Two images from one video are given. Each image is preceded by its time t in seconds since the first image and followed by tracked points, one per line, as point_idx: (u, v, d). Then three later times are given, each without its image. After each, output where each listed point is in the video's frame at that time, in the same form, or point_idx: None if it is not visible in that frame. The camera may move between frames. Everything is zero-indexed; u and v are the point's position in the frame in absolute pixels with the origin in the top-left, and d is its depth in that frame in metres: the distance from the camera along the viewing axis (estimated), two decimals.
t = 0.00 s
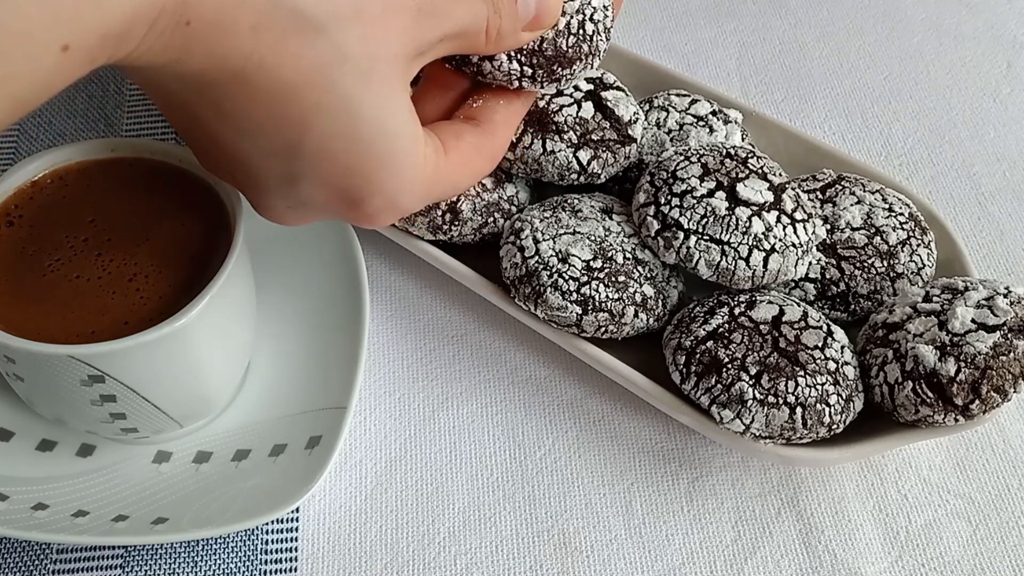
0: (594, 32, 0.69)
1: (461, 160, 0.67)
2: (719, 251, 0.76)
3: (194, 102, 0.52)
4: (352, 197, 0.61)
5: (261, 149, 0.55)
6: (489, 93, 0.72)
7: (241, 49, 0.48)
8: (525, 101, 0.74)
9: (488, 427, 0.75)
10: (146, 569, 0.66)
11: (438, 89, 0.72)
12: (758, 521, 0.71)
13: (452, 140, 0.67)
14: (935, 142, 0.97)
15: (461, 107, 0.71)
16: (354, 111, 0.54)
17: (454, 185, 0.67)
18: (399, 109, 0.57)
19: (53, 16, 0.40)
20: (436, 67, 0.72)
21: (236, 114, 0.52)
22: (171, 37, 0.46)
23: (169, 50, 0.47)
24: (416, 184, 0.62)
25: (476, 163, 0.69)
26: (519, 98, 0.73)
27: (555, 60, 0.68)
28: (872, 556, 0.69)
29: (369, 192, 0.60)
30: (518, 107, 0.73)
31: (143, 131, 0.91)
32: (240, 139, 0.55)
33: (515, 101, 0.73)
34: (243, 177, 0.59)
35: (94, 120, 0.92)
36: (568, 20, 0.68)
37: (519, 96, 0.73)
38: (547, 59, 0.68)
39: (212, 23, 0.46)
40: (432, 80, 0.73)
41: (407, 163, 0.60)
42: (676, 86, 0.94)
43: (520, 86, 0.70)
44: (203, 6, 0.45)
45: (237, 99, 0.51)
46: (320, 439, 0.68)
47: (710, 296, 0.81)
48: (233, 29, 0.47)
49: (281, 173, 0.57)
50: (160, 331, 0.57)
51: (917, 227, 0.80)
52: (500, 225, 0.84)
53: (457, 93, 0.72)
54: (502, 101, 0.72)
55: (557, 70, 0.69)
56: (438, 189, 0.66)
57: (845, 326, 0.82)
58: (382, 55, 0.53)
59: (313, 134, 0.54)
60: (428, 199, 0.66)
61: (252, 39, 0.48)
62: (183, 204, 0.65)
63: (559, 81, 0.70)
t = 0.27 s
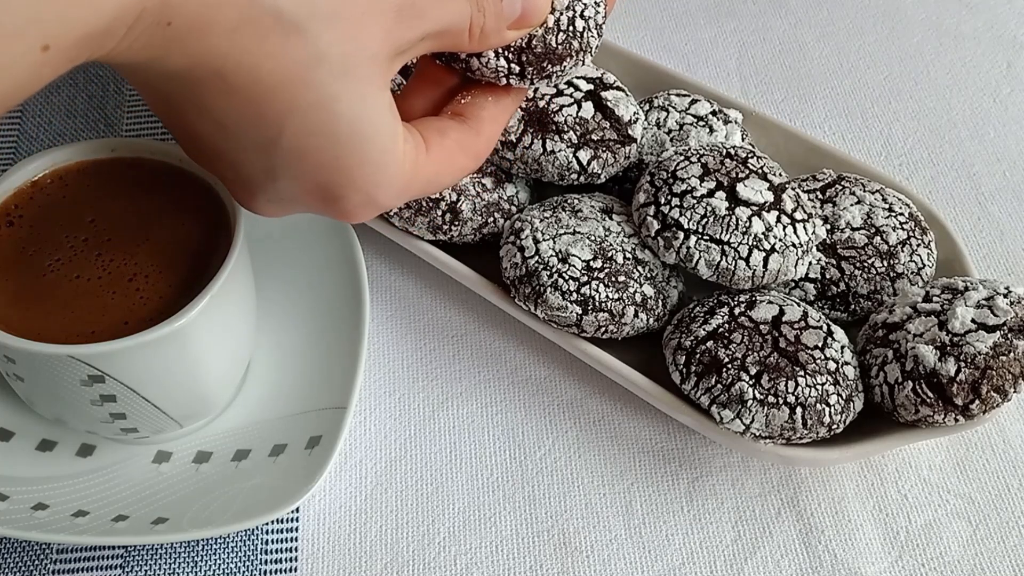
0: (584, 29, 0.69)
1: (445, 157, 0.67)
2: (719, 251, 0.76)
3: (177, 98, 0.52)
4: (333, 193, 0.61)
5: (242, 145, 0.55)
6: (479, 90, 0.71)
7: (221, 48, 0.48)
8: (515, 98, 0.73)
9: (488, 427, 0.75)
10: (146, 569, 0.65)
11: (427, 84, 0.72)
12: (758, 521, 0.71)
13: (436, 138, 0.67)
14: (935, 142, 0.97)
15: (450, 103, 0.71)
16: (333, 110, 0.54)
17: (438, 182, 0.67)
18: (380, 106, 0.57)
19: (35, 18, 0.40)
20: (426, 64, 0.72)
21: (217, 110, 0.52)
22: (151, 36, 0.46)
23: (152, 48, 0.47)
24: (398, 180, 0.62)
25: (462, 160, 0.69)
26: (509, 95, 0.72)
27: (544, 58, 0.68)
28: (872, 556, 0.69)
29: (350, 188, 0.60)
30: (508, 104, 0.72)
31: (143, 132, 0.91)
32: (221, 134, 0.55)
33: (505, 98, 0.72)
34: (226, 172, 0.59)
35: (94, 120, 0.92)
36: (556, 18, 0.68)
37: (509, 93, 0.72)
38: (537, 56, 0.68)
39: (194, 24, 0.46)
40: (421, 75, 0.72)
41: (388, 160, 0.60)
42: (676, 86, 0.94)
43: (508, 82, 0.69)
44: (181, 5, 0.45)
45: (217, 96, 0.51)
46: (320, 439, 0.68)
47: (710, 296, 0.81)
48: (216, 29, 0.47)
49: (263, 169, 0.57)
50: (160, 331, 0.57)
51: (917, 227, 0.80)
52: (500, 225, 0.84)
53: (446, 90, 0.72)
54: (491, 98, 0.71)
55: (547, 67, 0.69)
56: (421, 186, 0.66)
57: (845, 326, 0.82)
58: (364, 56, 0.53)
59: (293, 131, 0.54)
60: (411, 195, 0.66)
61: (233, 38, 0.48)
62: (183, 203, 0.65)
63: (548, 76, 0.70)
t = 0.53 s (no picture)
0: (580, 28, 0.68)
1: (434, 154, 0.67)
2: (719, 251, 0.76)
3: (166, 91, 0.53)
4: (320, 188, 0.61)
5: (228, 138, 0.55)
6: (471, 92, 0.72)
7: (209, 41, 0.48)
8: (507, 101, 0.74)
9: (488, 427, 0.75)
10: (146, 569, 0.66)
11: (421, 83, 0.72)
12: (758, 522, 0.71)
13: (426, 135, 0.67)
14: (935, 142, 0.97)
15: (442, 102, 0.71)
16: (318, 105, 0.54)
17: (426, 179, 0.68)
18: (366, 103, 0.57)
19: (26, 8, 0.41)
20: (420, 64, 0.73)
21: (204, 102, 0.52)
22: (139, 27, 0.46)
23: (140, 38, 0.47)
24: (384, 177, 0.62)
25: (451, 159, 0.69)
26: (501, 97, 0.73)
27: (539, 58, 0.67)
28: (872, 556, 0.69)
29: (337, 184, 0.60)
30: (500, 107, 0.73)
31: (143, 132, 0.92)
32: (208, 127, 0.55)
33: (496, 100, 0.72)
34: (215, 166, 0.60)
35: (94, 121, 0.92)
36: (551, 18, 0.66)
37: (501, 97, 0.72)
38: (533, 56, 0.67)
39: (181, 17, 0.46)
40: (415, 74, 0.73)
41: (374, 157, 0.60)
42: (676, 86, 0.94)
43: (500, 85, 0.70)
44: None
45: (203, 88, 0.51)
46: (320, 439, 0.68)
47: (710, 296, 0.81)
48: (204, 21, 0.47)
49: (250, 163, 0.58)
50: (161, 331, 0.57)
51: (916, 227, 0.80)
52: (500, 225, 0.84)
53: (439, 90, 0.72)
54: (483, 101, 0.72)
55: (542, 67, 0.68)
56: (408, 183, 0.66)
57: (845, 326, 0.82)
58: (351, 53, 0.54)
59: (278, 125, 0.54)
60: (399, 191, 0.66)
61: (220, 31, 0.48)
62: (183, 203, 0.65)
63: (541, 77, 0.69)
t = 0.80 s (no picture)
0: (599, 10, 0.70)
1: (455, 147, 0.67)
2: (719, 251, 0.76)
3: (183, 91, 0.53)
4: (339, 181, 0.61)
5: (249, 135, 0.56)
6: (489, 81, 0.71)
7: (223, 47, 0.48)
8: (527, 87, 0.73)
9: (488, 427, 0.75)
10: (146, 569, 0.65)
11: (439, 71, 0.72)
12: (758, 522, 0.71)
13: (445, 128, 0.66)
14: (935, 142, 0.97)
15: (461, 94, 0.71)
16: (337, 103, 0.54)
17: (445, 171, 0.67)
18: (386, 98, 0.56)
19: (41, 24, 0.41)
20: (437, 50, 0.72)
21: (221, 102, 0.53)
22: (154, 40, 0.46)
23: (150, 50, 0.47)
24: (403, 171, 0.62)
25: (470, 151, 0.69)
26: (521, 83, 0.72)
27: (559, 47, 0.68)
28: (872, 556, 0.69)
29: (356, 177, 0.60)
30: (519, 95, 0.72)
31: (143, 132, 0.92)
32: (227, 125, 0.55)
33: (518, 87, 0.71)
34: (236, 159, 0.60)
35: (94, 120, 0.92)
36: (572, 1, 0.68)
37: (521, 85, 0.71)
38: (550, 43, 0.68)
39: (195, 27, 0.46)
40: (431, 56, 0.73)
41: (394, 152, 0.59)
42: (676, 85, 0.94)
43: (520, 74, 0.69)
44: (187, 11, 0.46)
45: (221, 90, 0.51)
46: (320, 439, 0.68)
47: (710, 296, 0.81)
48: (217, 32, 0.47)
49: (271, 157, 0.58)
50: (161, 331, 0.57)
51: (916, 227, 0.80)
52: (500, 225, 0.84)
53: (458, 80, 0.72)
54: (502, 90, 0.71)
55: (565, 50, 0.68)
56: (428, 176, 0.66)
57: (845, 326, 0.82)
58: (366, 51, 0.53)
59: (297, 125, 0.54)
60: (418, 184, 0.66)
61: (235, 39, 0.48)
62: (183, 203, 0.65)
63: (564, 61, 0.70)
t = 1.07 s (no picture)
0: (610, 3, 0.69)
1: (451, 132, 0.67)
2: (719, 251, 0.76)
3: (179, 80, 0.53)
4: (336, 166, 0.61)
5: (244, 123, 0.56)
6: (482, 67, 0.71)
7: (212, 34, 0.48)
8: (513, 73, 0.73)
9: (488, 427, 0.75)
10: (146, 569, 0.66)
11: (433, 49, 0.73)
12: (758, 522, 0.71)
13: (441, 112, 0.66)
14: (935, 142, 0.97)
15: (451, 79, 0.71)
16: (331, 87, 0.54)
17: (442, 157, 0.67)
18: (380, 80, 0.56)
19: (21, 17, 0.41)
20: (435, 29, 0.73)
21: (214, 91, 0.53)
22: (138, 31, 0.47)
23: (138, 42, 0.48)
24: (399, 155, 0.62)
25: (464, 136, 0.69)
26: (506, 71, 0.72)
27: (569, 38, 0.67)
28: (872, 556, 0.69)
29: (353, 160, 0.60)
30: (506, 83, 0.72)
31: (143, 132, 0.92)
32: (223, 115, 0.55)
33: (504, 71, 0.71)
34: (233, 146, 0.60)
35: (94, 120, 0.92)
36: None
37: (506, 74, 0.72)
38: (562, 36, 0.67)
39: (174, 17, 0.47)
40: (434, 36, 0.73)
41: (391, 135, 0.59)
42: (676, 85, 0.94)
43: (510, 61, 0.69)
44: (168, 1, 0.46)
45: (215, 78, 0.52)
46: (320, 439, 0.68)
47: (710, 296, 0.81)
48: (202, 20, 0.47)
49: (268, 142, 0.58)
50: (161, 331, 0.57)
51: (916, 227, 0.80)
52: (500, 225, 0.84)
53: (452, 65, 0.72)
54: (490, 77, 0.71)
55: (577, 44, 0.68)
56: (424, 161, 0.65)
57: (845, 326, 0.82)
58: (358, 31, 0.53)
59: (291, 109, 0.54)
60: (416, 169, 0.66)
61: (223, 27, 0.48)
62: (184, 203, 0.65)
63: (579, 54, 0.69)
